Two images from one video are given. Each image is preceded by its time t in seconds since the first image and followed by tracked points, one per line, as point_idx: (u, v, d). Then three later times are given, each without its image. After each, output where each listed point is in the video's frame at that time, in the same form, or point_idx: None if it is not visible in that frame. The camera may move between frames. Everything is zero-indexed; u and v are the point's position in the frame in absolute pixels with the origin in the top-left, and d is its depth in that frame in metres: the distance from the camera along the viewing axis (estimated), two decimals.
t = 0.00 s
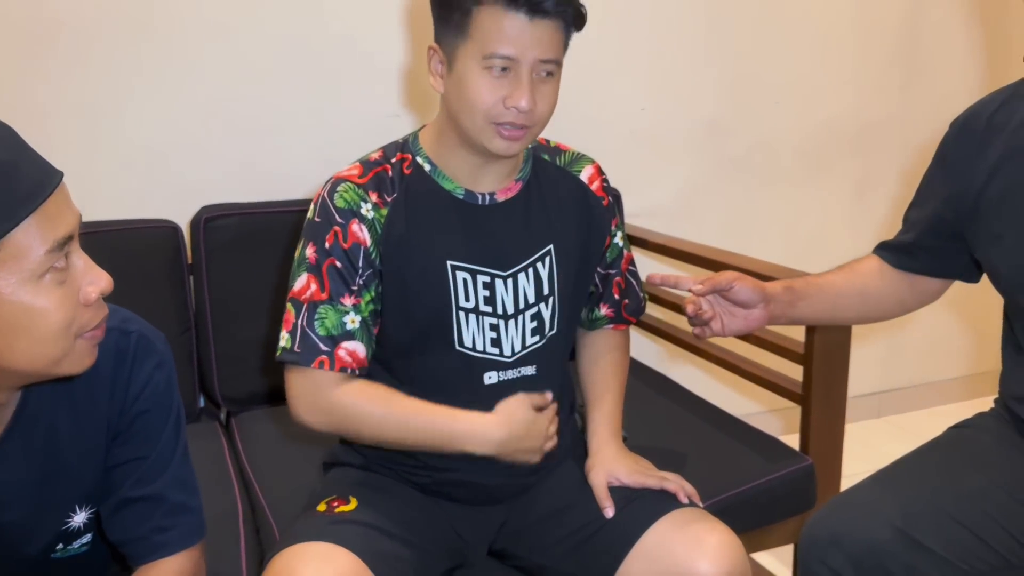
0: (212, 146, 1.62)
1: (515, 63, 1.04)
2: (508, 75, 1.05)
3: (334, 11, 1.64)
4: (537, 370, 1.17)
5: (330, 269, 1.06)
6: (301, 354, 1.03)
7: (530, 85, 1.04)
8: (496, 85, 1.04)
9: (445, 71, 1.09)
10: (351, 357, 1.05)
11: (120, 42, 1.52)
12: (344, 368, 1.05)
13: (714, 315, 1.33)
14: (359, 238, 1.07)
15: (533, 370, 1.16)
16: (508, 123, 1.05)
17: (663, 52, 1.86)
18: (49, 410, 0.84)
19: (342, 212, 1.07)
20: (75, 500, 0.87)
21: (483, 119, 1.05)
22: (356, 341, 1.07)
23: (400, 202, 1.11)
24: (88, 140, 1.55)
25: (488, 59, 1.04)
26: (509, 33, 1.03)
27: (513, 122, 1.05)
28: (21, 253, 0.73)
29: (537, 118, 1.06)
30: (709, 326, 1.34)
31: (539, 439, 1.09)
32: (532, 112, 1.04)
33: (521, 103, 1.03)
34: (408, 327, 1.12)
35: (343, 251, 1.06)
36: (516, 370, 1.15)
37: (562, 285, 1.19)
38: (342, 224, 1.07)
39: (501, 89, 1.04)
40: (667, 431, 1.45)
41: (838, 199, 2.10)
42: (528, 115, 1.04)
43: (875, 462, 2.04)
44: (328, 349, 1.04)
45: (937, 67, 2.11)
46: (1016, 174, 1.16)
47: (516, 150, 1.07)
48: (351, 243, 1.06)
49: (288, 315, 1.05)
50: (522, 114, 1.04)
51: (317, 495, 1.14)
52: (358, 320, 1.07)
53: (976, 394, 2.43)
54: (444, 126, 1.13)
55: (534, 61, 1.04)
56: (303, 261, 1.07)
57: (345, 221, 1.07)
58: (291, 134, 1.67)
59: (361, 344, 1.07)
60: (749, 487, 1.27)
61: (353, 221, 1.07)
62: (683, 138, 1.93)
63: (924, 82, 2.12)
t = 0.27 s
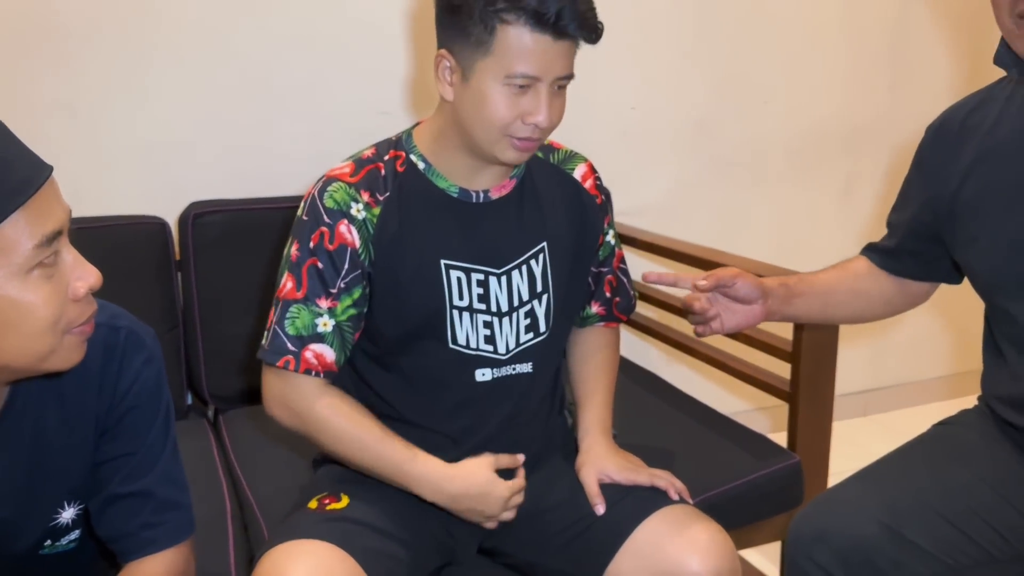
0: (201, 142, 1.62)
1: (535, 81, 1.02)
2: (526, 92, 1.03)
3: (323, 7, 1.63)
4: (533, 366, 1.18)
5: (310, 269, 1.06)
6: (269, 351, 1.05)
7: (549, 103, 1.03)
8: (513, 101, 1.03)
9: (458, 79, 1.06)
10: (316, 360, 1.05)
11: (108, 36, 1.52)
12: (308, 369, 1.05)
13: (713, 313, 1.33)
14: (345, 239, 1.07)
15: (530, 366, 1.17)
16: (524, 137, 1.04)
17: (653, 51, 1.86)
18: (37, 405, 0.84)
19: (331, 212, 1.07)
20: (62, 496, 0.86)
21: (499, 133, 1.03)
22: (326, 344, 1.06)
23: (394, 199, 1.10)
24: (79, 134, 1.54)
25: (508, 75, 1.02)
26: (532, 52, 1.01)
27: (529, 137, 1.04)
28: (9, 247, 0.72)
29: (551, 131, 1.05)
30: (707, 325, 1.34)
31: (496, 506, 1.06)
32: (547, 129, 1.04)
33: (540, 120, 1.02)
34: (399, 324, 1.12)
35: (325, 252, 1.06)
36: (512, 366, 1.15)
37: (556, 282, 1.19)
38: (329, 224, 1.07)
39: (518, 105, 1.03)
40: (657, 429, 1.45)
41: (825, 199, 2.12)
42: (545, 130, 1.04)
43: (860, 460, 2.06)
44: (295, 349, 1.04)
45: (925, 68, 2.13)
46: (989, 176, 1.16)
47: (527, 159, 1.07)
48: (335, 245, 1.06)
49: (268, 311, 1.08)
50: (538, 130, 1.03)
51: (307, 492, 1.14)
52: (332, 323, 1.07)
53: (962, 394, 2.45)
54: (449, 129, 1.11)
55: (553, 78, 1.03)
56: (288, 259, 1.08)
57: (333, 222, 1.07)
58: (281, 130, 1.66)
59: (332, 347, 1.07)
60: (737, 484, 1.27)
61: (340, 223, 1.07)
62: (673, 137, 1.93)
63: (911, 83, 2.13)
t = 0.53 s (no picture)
0: (184, 139, 1.60)
1: (524, 83, 1.02)
2: (515, 93, 1.03)
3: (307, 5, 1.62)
4: (517, 366, 1.18)
5: (290, 264, 1.05)
6: (246, 343, 1.04)
7: (537, 106, 1.03)
8: (501, 102, 1.02)
9: (446, 79, 1.05)
10: (292, 356, 1.04)
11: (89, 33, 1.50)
12: (284, 364, 1.04)
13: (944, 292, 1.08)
14: (327, 235, 1.06)
15: (514, 366, 1.17)
16: (511, 138, 1.04)
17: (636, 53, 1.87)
18: (17, 404, 0.83)
19: (313, 208, 1.06)
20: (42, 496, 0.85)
21: (486, 134, 1.03)
22: (303, 340, 1.05)
23: (379, 197, 1.09)
24: (58, 131, 1.52)
25: (497, 77, 1.02)
26: (522, 54, 1.01)
27: (516, 138, 1.04)
28: None
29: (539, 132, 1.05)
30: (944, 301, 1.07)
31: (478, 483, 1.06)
32: (535, 131, 1.04)
33: (528, 122, 1.02)
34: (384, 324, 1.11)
35: (305, 247, 1.05)
36: (496, 365, 1.15)
37: (541, 281, 1.19)
38: (311, 220, 1.06)
39: (506, 107, 1.02)
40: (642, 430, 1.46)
41: (807, 201, 2.13)
42: (532, 132, 1.04)
43: (842, 461, 2.07)
44: (271, 344, 1.04)
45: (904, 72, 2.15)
46: (960, 178, 1.16)
47: (514, 160, 1.07)
48: (315, 240, 1.06)
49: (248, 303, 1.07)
50: (525, 132, 1.03)
51: (289, 493, 1.13)
52: (309, 319, 1.06)
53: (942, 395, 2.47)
54: (436, 128, 1.10)
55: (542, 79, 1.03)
56: (270, 253, 1.08)
57: (315, 217, 1.06)
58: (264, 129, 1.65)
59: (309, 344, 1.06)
60: (721, 484, 1.28)
61: (322, 218, 1.06)
62: (656, 139, 1.94)
63: (891, 87, 2.15)
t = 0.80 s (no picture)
0: (160, 140, 1.58)
1: (499, 76, 1.02)
2: (490, 86, 1.02)
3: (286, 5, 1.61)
4: (496, 365, 1.16)
5: (269, 262, 1.05)
6: (233, 346, 1.04)
7: (513, 98, 1.02)
8: (476, 94, 1.02)
9: (422, 74, 1.05)
10: (281, 353, 1.03)
11: (62, 32, 1.48)
12: (274, 362, 1.03)
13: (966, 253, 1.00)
14: (301, 231, 1.06)
15: (492, 365, 1.15)
16: (487, 131, 1.03)
17: (615, 56, 1.88)
18: None
19: (287, 205, 1.06)
20: (16, 502, 0.84)
21: (462, 127, 1.02)
22: (291, 337, 1.05)
23: (353, 192, 1.09)
24: (31, 131, 1.50)
25: (472, 70, 1.01)
26: (497, 46, 1.01)
27: (492, 131, 1.03)
28: None
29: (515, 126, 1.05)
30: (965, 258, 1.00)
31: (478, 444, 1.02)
32: (511, 123, 1.03)
33: (503, 114, 1.01)
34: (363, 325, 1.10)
35: (281, 244, 1.05)
36: (473, 365, 1.13)
37: (520, 280, 1.18)
38: (285, 216, 1.06)
39: (482, 100, 1.02)
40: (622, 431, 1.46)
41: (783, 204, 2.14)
42: (508, 125, 1.03)
43: (818, 462, 2.09)
44: (259, 344, 1.03)
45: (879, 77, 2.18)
46: (932, 183, 1.14)
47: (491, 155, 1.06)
48: (292, 236, 1.05)
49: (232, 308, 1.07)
50: (502, 125, 1.03)
51: (268, 496, 1.11)
52: (294, 316, 1.05)
53: (916, 398, 2.50)
54: (412, 125, 1.10)
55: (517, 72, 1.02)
56: (247, 254, 1.08)
57: (288, 214, 1.06)
58: (242, 129, 1.64)
59: (298, 340, 1.05)
60: (702, 485, 1.28)
61: (296, 214, 1.06)
62: (635, 141, 1.95)
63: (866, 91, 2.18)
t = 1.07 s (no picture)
0: (108, 145, 1.56)
1: (444, 82, 1.02)
2: (435, 92, 1.02)
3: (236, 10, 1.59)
4: (449, 374, 1.15)
5: (211, 267, 1.04)
6: (170, 352, 1.02)
7: (458, 105, 1.03)
8: (421, 100, 1.02)
9: (367, 78, 1.05)
10: (218, 359, 1.02)
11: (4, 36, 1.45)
12: (209, 369, 1.01)
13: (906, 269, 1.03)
14: (247, 236, 1.04)
15: (444, 374, 1.15)
16: (432, 137, 1.03)
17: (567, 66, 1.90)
18: None
19: (233, 209, 1.05)
20: None
21: (407, 132, 1.02)
22: (229, 344, 1.03)
23: (301, 197, 1.08)
24: None
25: (417, 75, 1.01)
26: (441, 52, 1.01)
27: (437, 137, 1.03)
28: None
29: (461, 132, 1.05)
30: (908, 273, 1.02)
31: (417, 493, 1.01)
32: (457, 129, 1.03)
33: (448, 119, 1.02)
34: (313, 334, 1.09)
35: (224, 248, 1.04)
36: (424, 374, 1.13)
37: (472, 288, 1.17)
38: (230, 221, 1.04)
39: (428, 106, 1.02)
40: (576, 439, 1.47)
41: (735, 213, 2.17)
42: (454, 131, 1.03)
43: (766, 468, 2.12)
44: (195, 349, 1.01)
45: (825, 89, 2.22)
46: (872, 195, 1.17)
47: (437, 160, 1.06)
48: (236, 241, 1.04)
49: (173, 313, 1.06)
50: (447, 130, 1.03)
51: (217, 509, 1.10)
52: (234, 321, 1.03)
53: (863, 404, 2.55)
54: (360, 130, 1.09)
55: (462, 78, 1.03)
56: (191, 258, 1.06)
57: (234, 218, 1.04)
58: (191, 135, 1.61)
59: (236, 347, 1.03)
60: (654, 493, 1.30)
61: (241, 219, 1.04)
62: (588, 151, 1.97)
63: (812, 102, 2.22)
